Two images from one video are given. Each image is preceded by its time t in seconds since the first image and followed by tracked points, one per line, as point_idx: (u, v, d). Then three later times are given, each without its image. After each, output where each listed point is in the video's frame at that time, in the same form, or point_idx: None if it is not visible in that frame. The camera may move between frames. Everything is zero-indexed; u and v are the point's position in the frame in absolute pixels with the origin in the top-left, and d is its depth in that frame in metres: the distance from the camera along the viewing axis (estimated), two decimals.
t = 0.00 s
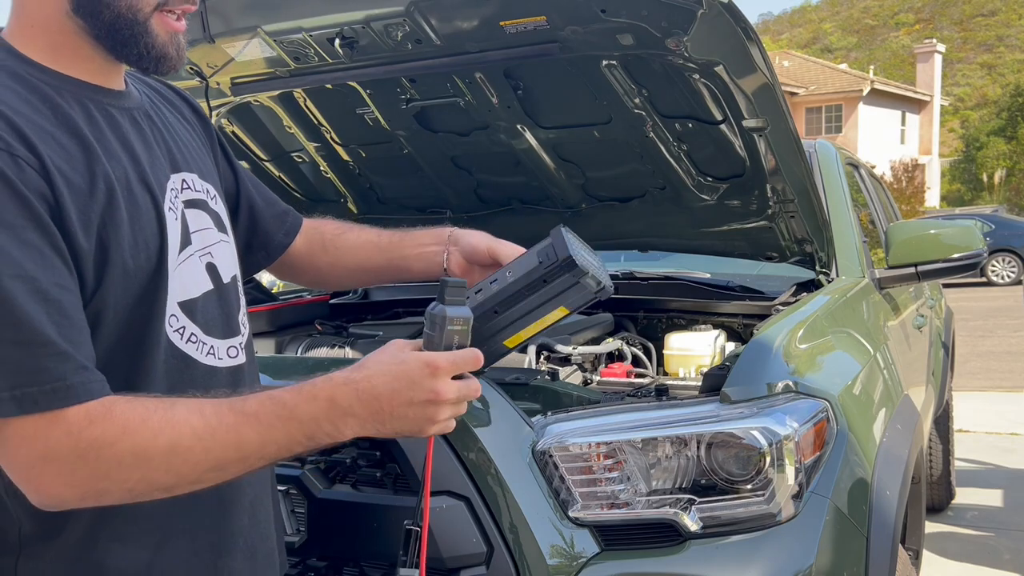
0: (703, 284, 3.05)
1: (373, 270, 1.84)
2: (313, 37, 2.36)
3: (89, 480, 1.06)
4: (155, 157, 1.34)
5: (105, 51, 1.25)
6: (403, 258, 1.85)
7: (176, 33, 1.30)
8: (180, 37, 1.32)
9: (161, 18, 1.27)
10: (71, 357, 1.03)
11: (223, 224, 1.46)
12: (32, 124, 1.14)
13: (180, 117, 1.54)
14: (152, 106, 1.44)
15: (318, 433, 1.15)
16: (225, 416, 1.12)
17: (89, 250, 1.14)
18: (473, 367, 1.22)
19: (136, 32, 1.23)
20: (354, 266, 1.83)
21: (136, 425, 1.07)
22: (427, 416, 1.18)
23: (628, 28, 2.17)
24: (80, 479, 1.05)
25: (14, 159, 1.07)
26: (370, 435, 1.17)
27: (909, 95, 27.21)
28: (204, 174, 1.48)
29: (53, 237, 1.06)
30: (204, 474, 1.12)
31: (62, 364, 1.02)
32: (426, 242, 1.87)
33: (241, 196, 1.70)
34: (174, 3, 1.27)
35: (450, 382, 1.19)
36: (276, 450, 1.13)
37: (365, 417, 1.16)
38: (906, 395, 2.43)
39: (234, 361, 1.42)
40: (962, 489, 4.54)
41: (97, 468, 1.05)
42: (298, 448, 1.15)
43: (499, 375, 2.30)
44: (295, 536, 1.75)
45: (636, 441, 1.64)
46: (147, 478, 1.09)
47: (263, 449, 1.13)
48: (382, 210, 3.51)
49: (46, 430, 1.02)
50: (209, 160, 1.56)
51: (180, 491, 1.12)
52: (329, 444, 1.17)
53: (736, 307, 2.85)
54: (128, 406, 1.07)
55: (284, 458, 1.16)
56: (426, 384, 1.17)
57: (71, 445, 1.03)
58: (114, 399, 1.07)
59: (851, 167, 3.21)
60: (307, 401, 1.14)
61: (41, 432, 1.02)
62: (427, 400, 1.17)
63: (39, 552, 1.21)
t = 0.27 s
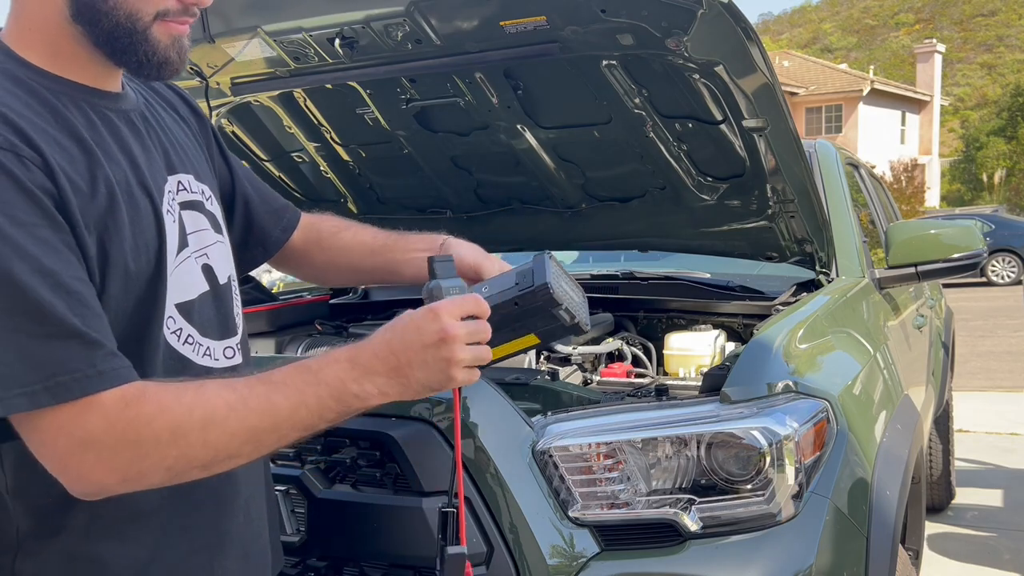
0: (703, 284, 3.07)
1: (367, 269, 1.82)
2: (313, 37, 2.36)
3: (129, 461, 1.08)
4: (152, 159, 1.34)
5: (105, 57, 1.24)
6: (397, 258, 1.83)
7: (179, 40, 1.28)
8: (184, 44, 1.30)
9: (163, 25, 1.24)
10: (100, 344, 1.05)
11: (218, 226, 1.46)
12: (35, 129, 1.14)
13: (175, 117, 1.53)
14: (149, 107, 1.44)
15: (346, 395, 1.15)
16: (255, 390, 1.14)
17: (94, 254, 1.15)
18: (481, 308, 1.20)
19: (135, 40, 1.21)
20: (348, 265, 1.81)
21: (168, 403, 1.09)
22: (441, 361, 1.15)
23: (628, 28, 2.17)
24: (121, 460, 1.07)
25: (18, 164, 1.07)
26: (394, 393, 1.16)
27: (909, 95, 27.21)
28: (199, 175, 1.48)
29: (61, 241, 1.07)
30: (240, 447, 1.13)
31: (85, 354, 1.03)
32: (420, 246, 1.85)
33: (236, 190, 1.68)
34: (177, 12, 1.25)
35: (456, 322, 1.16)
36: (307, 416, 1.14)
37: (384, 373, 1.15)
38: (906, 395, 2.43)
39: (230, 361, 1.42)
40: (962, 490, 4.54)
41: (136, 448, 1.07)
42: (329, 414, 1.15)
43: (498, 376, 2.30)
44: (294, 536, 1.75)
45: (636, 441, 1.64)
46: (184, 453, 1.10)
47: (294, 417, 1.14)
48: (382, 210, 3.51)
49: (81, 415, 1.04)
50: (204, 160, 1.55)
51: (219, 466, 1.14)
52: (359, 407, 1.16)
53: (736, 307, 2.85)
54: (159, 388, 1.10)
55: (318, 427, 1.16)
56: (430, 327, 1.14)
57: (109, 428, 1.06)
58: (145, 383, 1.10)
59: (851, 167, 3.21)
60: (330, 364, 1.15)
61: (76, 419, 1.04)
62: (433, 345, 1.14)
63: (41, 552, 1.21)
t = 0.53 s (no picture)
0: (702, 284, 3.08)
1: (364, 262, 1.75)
2: (313, 37, 2.36)
3: (172, 456, 1.06)
4: (145, 161, 1.33)
5: (88, 57, 1.21)
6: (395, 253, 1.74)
7: (161, 39, 1.25)
8: (166, 44, 1.27)
9: (145, 25, 1.21)
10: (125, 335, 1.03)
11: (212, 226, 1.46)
12: (31, 134, 1.13)
13: (165, 115, 1.52)
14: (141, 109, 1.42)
15: (384, 390, 1.10)
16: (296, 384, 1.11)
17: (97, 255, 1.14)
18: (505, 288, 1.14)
19: (117, 39, 1.18)
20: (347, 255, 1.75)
21: (209, 398, 1.07)
22: (473, 350, 1.08)
23: (628, 28, 2.18)
24: (164, 453, 1.05)
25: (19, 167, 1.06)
26: (431, 387, 1.10)
27: (909, 95, 27.22)
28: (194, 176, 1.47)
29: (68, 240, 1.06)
30: (281, 442, 1.10)
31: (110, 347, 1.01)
32: (420, 242, 1.74)
33: (234, 177, 1.66)
34: (159, 11, 1.21)
35: (479, 308, 1.09)
36: (347, 411, 1.10)
37: (417, 367, 1.10)
38: (906, 396, 2.43)
39: (223, 363, 1.41)
40: (962, 490, 4.54)
41: (179, 443, 1.05)
42: (369, 409, 1.11)
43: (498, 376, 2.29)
44: (294, 536, 1.75)
45: (636, 441, 1.64)
46: (227, 448, 1.08)
47: (336, 410, 1.10)
48: (383, 210, 3.51)
49: (122, 411, 1.02)
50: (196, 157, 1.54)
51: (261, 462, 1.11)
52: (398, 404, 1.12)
53: (736, 307, 2.85)
54: (199, 383, 1.08)
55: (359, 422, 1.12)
56: (455, 316, 1.08)
57: (152, 421, 1.04)
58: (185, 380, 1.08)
59: (852, 167, 3.21)
60: (370, 360, 1.11)
61: (117, 414, 1.02)
62: (457, 332, 1.08)
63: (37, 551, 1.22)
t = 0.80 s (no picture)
0: (703, 284, 3.08)
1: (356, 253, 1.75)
2: (313, 37, 2.36)
3: (183, 455, 1.05)
4: (143, 161, 1.33)
5: (96, 54, 1.22)
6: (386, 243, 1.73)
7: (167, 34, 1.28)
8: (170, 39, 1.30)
9: (152, 21, 1.23)
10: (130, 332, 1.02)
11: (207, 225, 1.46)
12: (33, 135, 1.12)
13: (162, 112, 1.51)
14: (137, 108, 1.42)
15: (397, 380, 1.11)
16: (307, 379, 1.11)
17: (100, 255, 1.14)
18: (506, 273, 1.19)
19: (131, 34, 1.20)
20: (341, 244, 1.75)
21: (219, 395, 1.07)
22: (480, 333, 1.11)
23: (628, 28, 2.18)
24: (176, 451, 1.05)
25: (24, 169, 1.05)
26: (443, 374, 1.12)
27: (909, 95, 27.22)
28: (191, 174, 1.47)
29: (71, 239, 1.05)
30: (295, 436, 1.10)
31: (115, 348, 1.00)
32: (411, 230, 1.72)
33: (230, 170, 1.67)
34: (168, 7, 1.25)
35: (484, 292, 1.13)
36: (360, 403, 1.10)
37: (427, 354, 1.11)
38: (906, 396, 2.43)
39: (220, 363, 1.41)
40: (962, 489, 4.54)
41: (191, 441, 1.05)
42: (383, 401, 1.11)
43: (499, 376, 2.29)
44: (295, 536, 1.75)
45: (636, 441, 1.64)
46: (239, 444, 1.07)
47: (349, 402, 1.10)
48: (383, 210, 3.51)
49: (132, 410, 1.02)
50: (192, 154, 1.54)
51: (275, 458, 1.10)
52: (412, 394, 1.12)
53: (736, 307, 2.85)
54: (208, 381, 1.08)
55: (373, 415, 1.12)
56: (461, 301, 1.12)
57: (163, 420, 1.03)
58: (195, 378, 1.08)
59: (851, 167, 3.22)
60: (380, 353, 1.13)
61: (126, 414, 1.02)
62: (466, 315, 1.11)
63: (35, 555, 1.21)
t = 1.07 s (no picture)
0: (703, 284, 3.11)
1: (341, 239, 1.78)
2: (313, 37, 2.36)
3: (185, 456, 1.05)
4: (160, 162, 1.33)
5: (136, 52, 1.25)
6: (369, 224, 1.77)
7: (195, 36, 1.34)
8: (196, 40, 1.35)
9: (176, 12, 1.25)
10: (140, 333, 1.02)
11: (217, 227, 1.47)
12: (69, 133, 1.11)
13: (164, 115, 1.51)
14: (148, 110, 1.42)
15: (381, 350, 1.08)
16: (297, 363, 1.09)
17: (125, 257, 1.13)
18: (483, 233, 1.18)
19: (178, 32, 1.26)
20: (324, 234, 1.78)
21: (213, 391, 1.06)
22: (462, 295, 1.09)
23: (628, 28, 2.18)
24: (176, 455, 1.04)
25: (61, 169, 1.04)
26: (427, 338, 1.10)
27: (909, 95, 27.21)
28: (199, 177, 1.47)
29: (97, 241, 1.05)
30: (294, 422, 1.08)
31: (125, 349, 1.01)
32: (389, 210, 1.77)
33: (218, 175, 1.65)
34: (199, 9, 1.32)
35: (462, 255, 1.11)
36: (351, 380, 1.09)
37: (409, 320, 1.09)
38: (906, 395, 2.43)
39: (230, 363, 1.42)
40: (962, 490, 4.54)
41: (190, 442, 1.04)
42: (371, 373, 1.09)
43: (499, 376, 2.29)
44: (295, 536, 1.75)
45: (636, 441, 1.64)
46: (238, 438, 1.06)
47: (341, 381, 1.08)
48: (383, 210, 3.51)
49: (131, 417, 1.01)
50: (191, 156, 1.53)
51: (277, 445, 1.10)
52: (399, 362, 1.10)
53: (736, 307, 2.86)
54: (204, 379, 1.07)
55: (363, 388, 1.10)
56: (439, 264, 1.10)
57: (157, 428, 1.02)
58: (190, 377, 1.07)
59: (851, 167, 3.22)
60: (360, 326, 1.10)
61: (127, 421, 1.01)
62: (443, 277, 1.09)
63: (34, 556, 1.21)
